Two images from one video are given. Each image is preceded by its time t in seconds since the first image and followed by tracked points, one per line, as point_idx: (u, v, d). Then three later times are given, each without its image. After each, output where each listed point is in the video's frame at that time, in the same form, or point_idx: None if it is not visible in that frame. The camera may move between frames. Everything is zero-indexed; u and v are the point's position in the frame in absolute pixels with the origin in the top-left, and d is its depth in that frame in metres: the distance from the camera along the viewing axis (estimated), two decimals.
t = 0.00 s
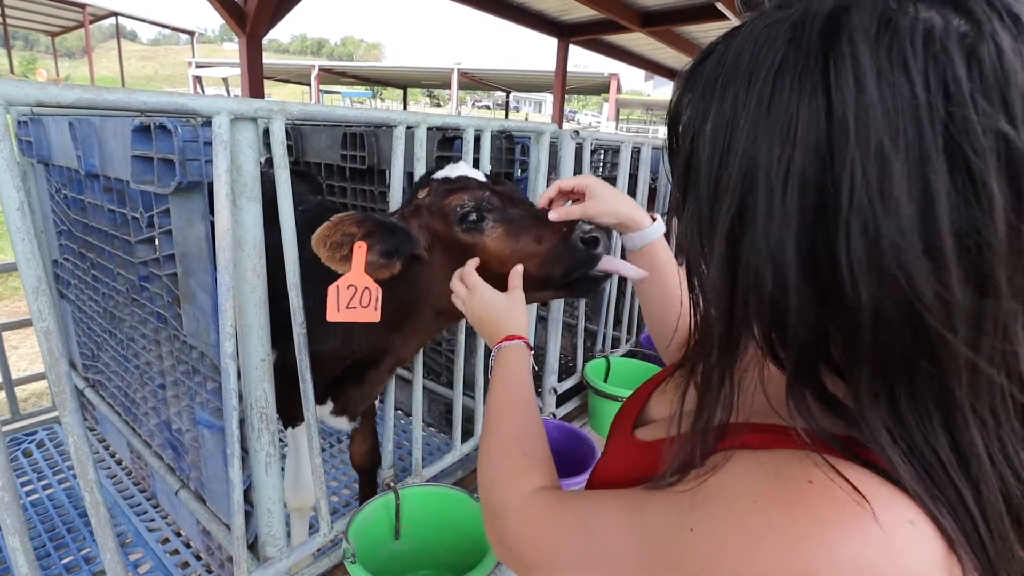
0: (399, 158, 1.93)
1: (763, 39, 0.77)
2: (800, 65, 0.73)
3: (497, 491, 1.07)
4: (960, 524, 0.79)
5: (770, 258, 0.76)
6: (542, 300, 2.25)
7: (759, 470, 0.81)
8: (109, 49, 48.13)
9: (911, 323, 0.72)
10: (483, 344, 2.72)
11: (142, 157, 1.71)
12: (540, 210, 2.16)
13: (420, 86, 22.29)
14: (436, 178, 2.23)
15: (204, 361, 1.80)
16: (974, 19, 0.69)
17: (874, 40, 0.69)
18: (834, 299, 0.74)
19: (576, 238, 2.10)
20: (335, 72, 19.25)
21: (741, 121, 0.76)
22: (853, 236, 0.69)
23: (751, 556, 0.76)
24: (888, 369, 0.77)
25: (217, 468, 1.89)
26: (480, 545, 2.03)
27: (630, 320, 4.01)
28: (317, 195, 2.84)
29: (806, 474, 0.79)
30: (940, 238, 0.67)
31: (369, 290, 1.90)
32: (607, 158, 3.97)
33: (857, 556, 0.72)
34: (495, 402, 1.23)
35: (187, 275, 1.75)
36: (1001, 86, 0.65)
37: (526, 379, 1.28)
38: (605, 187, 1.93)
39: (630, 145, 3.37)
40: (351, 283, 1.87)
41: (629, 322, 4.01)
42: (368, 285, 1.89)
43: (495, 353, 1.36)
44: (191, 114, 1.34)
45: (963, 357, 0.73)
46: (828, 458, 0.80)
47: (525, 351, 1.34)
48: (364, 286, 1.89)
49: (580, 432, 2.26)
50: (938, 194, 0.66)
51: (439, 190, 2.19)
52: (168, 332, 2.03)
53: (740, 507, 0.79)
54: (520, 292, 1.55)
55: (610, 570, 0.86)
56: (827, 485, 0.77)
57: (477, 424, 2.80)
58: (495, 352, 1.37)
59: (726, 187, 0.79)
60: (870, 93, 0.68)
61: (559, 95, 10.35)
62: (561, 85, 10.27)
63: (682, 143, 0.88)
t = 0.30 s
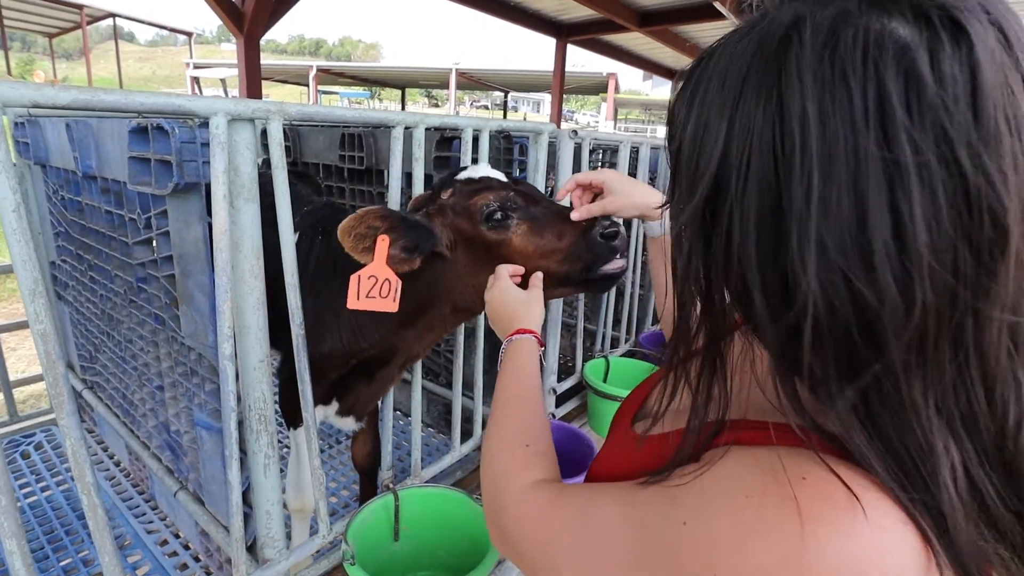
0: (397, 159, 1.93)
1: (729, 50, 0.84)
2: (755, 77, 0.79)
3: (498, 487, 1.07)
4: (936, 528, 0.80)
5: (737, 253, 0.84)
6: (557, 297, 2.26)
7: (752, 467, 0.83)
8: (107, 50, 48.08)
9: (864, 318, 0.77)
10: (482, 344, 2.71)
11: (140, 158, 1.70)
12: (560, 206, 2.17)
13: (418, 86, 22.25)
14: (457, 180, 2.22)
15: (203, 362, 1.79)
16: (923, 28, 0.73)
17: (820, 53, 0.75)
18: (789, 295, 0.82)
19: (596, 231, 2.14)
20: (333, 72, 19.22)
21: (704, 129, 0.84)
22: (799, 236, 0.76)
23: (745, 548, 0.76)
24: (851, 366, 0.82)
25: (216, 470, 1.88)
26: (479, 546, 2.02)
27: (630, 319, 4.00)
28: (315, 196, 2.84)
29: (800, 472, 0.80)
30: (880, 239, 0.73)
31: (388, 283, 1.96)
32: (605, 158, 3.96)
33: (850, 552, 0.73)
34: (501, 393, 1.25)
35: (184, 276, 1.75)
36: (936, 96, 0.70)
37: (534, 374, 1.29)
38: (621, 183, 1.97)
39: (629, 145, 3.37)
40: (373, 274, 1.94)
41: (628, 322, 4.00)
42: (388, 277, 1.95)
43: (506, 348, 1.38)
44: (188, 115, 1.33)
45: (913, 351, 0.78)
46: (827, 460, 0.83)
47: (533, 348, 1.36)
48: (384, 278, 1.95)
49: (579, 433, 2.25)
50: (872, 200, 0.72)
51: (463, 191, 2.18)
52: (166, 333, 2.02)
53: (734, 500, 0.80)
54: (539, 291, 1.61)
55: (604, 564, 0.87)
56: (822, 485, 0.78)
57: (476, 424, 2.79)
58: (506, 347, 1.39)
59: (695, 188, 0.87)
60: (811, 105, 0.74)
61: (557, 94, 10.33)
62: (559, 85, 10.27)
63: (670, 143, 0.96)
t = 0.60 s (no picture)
0: (394, 157, 1.92)
1: (718, 43, 0.86)
2: (740, 68, 0.82)
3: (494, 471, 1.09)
4: (915, 526, 0.80)
5: (721, 242, 0.86)
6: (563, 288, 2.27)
7: (727, 456, 0.84)
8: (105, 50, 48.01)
9: (842, 306, 0.79)
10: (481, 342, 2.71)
11: (136, 156, 1.70)
12: (564, 201, 2.19)
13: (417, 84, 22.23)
14: (457, 175, 2.21)
15: (201, 361, 1.79)
16: (904, 20, 0.75)
17: (802, 44, 0.78)
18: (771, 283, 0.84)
19: (600, 223, 2.16)
20: (332, 70, 19.17)
21: (691, 119, 0.86)
22: (778, 223, 0.78)
23: (721, 537, 0.78)
24: (831, 355, 0.83)
25: (214, 469, 1.87)
26: (479, 545, 2.02)
27: (629, 318, 3.99)
28: (314, 194, 2.83)
29: (777, 461, 0.81)
30: (856, 223, 0.75)
31: (391, 280, 1.96)
32: (604, 156, 3.95)
33: (825, 541, 0.75)
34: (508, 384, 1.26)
35: (182, 275, 1.74)
36: (913, 86, 0.72)
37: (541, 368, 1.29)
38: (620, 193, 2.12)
39: (628, 143, 3.36)
40: (376, 273, 1.94)
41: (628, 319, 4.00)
42: (392, 275, 1.96)
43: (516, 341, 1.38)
44: (185, 113, 1.33)
45: (891, 341, 0.78)
46: (801, 447, 0.84)
47: (544, 343, 1.36)
48: (387, 276, 1.95)
49: (578, 431, 2.25)
50: (849, 188, 0.74)
51: (464, 186, 2.17)
52: (164, 333, 2.02)
53: (709, 489, 0.81)
54: (543, 286, 1.58)
55: (588, 556, 0.88)
56: (797, 473, 0.79)
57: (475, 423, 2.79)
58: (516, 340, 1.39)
59: (683, 177, 0.89)
60: (791, 95, 0.77)
61: (556, 92, 10.32)
62: (558, 84, 10.25)
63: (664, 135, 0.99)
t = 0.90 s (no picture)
0: (394, 155, 1.92)
1: (708, 39, 0.87)
2: (729, 65, 0.82)
3: (488, 473, 1.10)
4: (901, 526, 0.82)
5: (712, 240, 0.87)
6: (569, 278, 2.24)
7: (718, 460, 0.84)
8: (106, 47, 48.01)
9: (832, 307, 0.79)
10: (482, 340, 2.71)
11: (137, 154, 1.70)
12: (560, 186, 2.16)
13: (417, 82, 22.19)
14: (450, 169, 2.22)
15: (201, 359, 1.79)
16: (894, 15, 0.74)
17: (790, 41, 0.77)
18: (761, 283, 0.84)
19: (597, 205, 2.12)
20: (332, 68, 19.15)
21: (681, 115, 0.87)
22: (769, 222, 0.79)
23: (710, 540, 0.78)
24: (821, 356, 0.83)
25: (215, 466, 1.88)
26: (479, 543, 2.02)
27: (630, 316, 3.99)
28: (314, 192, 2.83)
29: (767, 467, 0.81)
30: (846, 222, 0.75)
31: (393, 280, 1.97)
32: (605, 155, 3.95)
33: (814, 549, 0.75)
34: (501, 384, 1.27)
35: (183, 273, 1.74)
36: (904, 84, 0.72)
37: (534, 368, 1.30)
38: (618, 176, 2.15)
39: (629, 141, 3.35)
40: (377, 274, 1.95)
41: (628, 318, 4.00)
42: (393, 276, 1.97)
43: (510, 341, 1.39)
44: (185, 110, 1.33)
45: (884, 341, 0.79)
46: (792, 452, 0.84)
47: (537, 342, 1.36)
48: (389, 277, 1.96)
49: (577, 429, 2.25)
50: (839, 188, 0.74)
51: (458, 179, 2.18)
52: (165, 331, 2.02)
53: (701, 494, 0.81)
54: (541, 284, 1.59)
55: (580, 557, 0.89)
56: (787, 480, 0.79)
57: (476, 420, 2.79)
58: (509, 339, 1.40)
59: (675, 174, 0.89)
60: (780, 92, 0.77)
61: (557, 90, 10.29)
62: (559, 82, 10.24)
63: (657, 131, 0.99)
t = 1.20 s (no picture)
0: (395, 151, 1.91)
1: (709, 29, 0.86)
2: (733, 56, 0.82)
3: (478, 477, 1.10)
4: (903, 522, 0.83)
5: (713, 235, 0.86)
6: (557, 250, 2.25)
7: (723, 465, 0.84)
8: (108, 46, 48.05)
9: (837, 304, 0.78)
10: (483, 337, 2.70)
11: (137, 151, 1.70)
12: (539, 155, 2.19)
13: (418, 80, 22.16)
14: (432, 155, 2.22)
15: (203, 357, 1.79)
16: (902, 7, 0.74)
17: (795, 32, 0.77)
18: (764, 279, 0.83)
19: (579, 166, 2.16)
20: (334, 66, 19.15)
21: (682, 109, 0.86)
22: (773, 216, 0.78)
23: (713, 547, 0.78)
24: (823, 353, 0.82)
25: (217, 463, 1.88)
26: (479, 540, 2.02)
27: (631, 313, 3.98)
28: (315, 189, 2.83)
29: (771, 472, 0.81)
30: (854, 219, 0.74)
31: (390, 277, 1.95)
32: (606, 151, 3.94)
33: (821, 556, 0.75)
34: (492, 385, 1.27)
35: (184, 270, 1.74)
36: (913, 77, 0.71)
37: (524, 369, 1.30)
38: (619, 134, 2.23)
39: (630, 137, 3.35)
40: (373, 272, 1.92)
41: (630, 314, 3.99)
42: (389, 271, 1.94)
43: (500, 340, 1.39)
44: (185, 107, 1.32)
45: (893, 342, 0.78)
46: (797, 456, 0.84)
47: (527, 342, 1.36)
48: (385, 272, 1.94)
49: (579, 426, 2.24)
50: (848, 184, 0.74)
51: (439, 162, 2.18)
52: (166, 328, 2.02)
53: (705, 501, 0.81)
54: (536, 280, 1.59)
55: (580, 561, 0.89)
56: (792, 486, 0.79)
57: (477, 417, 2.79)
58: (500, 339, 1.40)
59: (677, 169, 0.89)
60: (786, 84, 0.76)
61: (558, 87, 10.26)
62: (560, 79, 10.22)
63: (657, 123, 0.98)
